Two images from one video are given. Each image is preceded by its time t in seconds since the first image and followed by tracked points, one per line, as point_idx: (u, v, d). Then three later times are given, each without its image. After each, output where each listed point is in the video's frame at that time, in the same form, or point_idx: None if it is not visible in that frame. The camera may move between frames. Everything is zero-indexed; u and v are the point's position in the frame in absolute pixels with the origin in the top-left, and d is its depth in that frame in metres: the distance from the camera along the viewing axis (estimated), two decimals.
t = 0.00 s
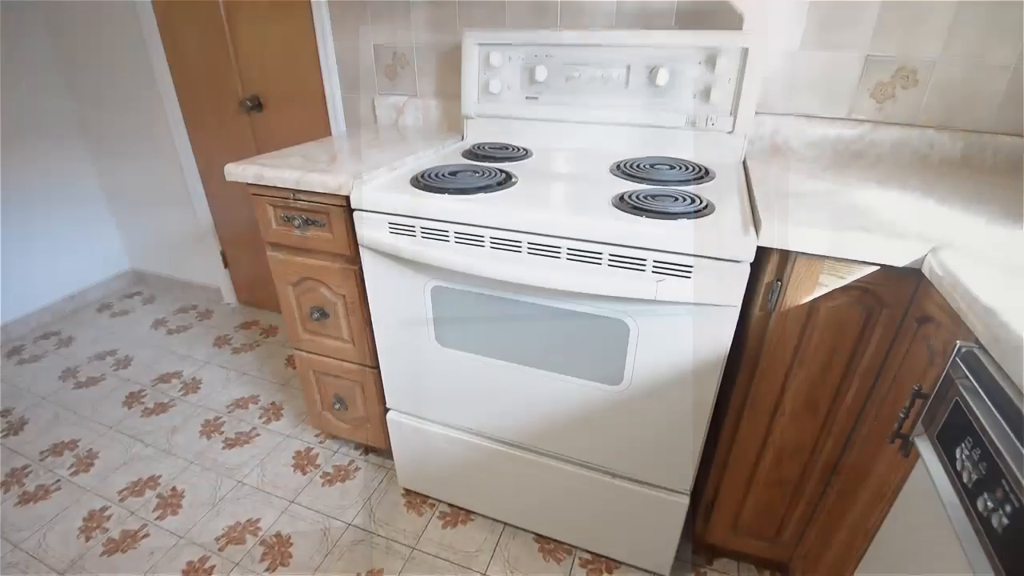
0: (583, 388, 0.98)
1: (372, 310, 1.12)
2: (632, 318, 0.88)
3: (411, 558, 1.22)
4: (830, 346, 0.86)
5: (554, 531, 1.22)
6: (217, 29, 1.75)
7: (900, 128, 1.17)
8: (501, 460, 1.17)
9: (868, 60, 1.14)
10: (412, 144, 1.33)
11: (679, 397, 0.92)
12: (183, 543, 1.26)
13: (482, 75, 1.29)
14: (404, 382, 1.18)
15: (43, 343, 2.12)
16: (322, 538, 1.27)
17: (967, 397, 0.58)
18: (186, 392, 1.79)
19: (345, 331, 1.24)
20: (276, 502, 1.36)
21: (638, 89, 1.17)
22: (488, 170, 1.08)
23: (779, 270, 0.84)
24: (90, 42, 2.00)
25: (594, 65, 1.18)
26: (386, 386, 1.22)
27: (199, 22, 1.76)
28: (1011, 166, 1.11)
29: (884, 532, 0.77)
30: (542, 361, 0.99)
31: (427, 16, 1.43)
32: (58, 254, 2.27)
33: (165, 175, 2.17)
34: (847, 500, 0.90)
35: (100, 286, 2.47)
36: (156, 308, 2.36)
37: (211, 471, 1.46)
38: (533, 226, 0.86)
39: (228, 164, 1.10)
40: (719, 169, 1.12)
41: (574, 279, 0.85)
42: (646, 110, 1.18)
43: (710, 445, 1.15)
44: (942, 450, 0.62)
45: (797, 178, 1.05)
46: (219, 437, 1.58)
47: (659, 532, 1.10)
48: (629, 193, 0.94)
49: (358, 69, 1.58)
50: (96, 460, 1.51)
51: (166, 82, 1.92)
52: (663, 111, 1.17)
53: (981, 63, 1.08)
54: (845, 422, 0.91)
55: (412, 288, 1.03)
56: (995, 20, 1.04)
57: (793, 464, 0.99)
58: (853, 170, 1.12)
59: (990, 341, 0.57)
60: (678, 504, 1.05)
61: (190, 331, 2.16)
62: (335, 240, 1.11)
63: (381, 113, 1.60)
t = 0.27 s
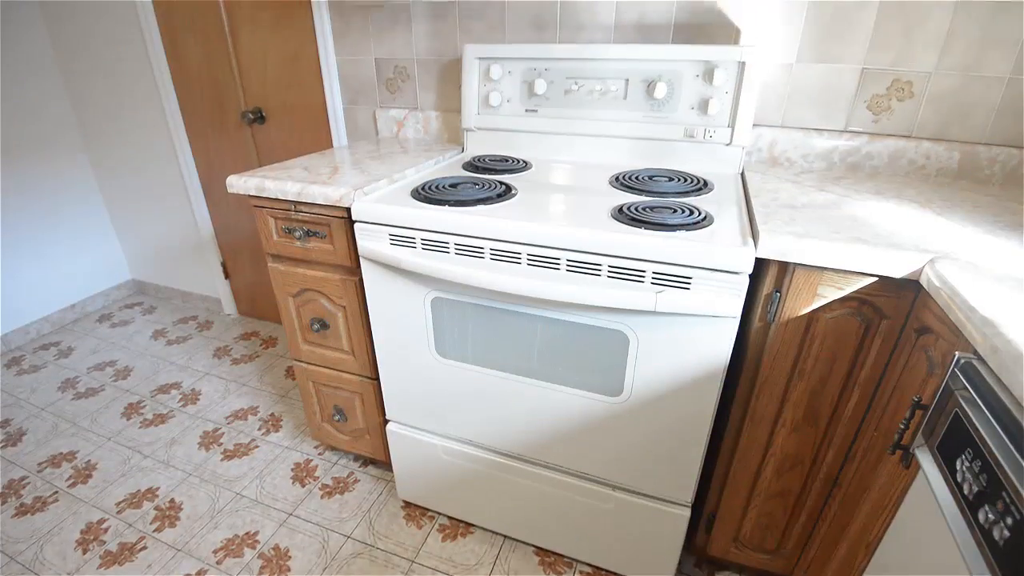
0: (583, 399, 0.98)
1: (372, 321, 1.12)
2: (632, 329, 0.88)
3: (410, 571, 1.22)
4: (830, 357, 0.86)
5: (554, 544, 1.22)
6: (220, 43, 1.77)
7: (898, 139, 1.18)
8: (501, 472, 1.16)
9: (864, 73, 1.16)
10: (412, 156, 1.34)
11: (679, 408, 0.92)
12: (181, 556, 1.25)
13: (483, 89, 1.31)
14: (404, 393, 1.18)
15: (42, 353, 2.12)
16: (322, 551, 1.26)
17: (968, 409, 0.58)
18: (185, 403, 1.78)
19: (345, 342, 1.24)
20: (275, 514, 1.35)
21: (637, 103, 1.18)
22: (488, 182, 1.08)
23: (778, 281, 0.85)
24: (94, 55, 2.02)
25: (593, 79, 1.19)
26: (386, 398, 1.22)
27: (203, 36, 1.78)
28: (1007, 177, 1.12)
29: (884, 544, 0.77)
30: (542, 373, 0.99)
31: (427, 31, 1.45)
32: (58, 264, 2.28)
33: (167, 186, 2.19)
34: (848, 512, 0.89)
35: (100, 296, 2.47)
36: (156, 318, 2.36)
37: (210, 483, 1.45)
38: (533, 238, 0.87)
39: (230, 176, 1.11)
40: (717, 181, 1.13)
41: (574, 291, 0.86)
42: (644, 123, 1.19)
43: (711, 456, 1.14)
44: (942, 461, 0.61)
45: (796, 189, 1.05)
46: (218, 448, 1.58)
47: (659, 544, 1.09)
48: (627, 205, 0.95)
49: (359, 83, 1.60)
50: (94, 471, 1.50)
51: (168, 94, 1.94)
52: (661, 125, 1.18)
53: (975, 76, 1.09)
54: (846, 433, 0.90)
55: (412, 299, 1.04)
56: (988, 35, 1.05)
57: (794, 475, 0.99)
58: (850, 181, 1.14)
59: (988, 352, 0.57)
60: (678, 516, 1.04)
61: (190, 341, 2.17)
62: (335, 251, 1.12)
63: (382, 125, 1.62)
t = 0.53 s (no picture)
0: (583, 410, 0.97)
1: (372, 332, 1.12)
2: (632, 341, 0.88)
3: None
4: (830, 367, 0.86)
5: (554, 556, 1.21)
6: (223, 58, 1.80)
7: (895, 150, 1.19)
8: (500, 484, 1.16)
9: (860, 86, 1.17)
10: (412, 167, 1.35)
11: (678, 419, 0.92)
12: (179, 569, 1.24)
13: (483, 101, 1.32)
14: (404, 405, 1.17)
15: (42, 363, 2.11)
16: (320, 564, 1.25)
17: (967, 420, 0.58)
18: (184, 414, 1.78)
19: (345, 353, 1.24)
20: (274, 526, 1.34)
21: (636, 116, 1.19)
22: (488, 194, 1.09)
23: (777, 292, 0.85)
24: (98, 68, 2.05)
25: (591, 92, 1.20)
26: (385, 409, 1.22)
27: (206, 49, 1.80)
28: (1004, 188, 1.13)
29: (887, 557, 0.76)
30: (542, 384, 0.99)
31: (427, 45, 1.47)
32: (59, 274, 2.29)
33: (169, 197, 2.20)
34: (852, 524, 0.89)
35: (100, 306, 2.47)
36: (156, 329, 2.36)
37: (208, 495, 1.45)
38: (533, 249, 0.87)
39: (232, 188, 1.11)
40: (716, 192, 1.14)
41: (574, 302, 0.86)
42: (642, 135, 1.20)
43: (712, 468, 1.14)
44: (942, 473, 0.61)
45: (794, 201, 1.06)
46: (217, 459, 1.57)
47: (659, 556, 1.08)
48: (626, 217, 0.96)
49: (360, 96, 1.62)
50: (92, 483, 1.50)
51: (171, 106, 1.95)
52: (659, 137, 1.19)
53: (971, 90, 1.10)
54: (847, 443, 0.90)
55: (412, 310, 1.04)
56: (983, 48, 1.07)
57: (795, 486, 0.98)
58: (848, 192, 1.14)
59: (987, 363, 0.57)
60: (676, 527, 1.04)
61: (189, 352, 2.17)
62: (336, 262, 1.12)
63: (383, 137, 1.63)
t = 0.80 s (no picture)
0: (583, 420, 0.97)
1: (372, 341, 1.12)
2: (632, 351, 0.88)
3: None
4: (830, 377, 0.86)
5: (555, 568, 1.20)
6: (225, 69, 1.81)
7: (893, 160, 1.20)
8: (500, 494, 1.15)
9: (857, 96, 1.18)
10: (413, 177, 1.36)
11: (678, 428, 0.92)
12: None
13: (483, 112, 1.33)
14: (403, 414, 1.17)
15: (41, 373, 2.11)
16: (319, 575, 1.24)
17: (967, 430, 0.58)
18: (183, 424, 1.77)
19: (345, 362, 1.23)
20: (272, 537, 1.33)
21: (634, 126, 1.20)
22: (488, 204, 1.10)
23: (777, 301, 0.85)
24: (102, 79, 2.07)
25: (590, 103, 1.22)
26: (385, 419, 1.21)
27: (208, 60, 1.82)
28: (1001, 197, 1.14)
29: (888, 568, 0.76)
30: (542, 394, 0.99)
31: (428, 56, 1.48)
32: (59, 283, 2.29)
33: (170, 207, 2.21)
34: (854, 534, 0.88)
35: (100, 315, 2.47)
36: (156, 338, 2.36)
37: (207, 505, 1.44)
38: (533, 259, 0.87)
39: (233, 198, 1.12)
40: (715, 202, 1.14)
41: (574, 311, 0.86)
42: (641, 145, 1.20)
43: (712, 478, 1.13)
44: (944, 483, 0.61)
45: (792, 210, 1.07)
46: (216, 469, 1.57)
47: (660, 567, 1.08)
48: (626, 227, 0.96)
49: (361, 106, 1.63)
50: (90, 493, 1.49)
51: (174, 117, 1.97)
52: (658, 147, 1.20)
53: (966, 99, 1.11)
54: (848, 453, 0.90)
55: (412, 320, 1.04)
56: (977, 59, 1.08)
57: (796, 496, 0.98)
58: (846, 202, 1.15)
59: (986, 372, 0.57)
60: (675, 537, 1.03)
61: (189, 361, 2.17)
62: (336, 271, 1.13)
63: (384, 147, 1.64)
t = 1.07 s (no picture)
0: (583, 431, 0.97)
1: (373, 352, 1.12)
2: (632, 362, 0.88)
3: None
4: (830, 388, 0.86)
5: None
6: (228, 81, 1.83)
7: (890, 171, 1.21)
8: (500, 506, 1.15)
9: (853, 108, 1.19)
10: (413, 188, 1.37)
11: (678, 440, 0.92)
12: None
13: (483, 124, 1.34)
14: (404, 425, 1.17)
15: (41, 383, 2.10)
16: None
17: (967, 441, 0.58)
18: (182, 435, 1.77)
19: (345, 373, 1.23)
20: (271, 549, 1.33)
21: (632, 138, 1.21)
22: (488, 215, 1.10)
23: (777, 312, 0.85)
24: (105, 91, 2.09)
25: (589, 116, 1.23)
26: (385, 430, 1.21)
27: (211, 73, 1.84)
28: (999, 208, 1.15)
29: None
30: (542, 406, 0.99)
31: (429, 69, 1.50)
32: (60, 293, 2.29)
33: (171, 217, 2.22)
34: (855, 546, 0.88)
35: (100, 326, 2.47)
36: (156, 348, 2.36)
37: (205, 517, 1.43)
38: (533, 270, 0.88)
39: (235, 209, 1.13)
40: (713, 213, 1.15)
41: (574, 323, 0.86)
42: (640, 157, 1.21)
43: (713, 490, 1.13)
44: (944, 494, 0.61)
45: (791, 222, 1.07)
46: (214, 481, 1.56)
47: None
48: (625, 238, 0.97)
49: (362, 118, 1.65)
50: (87, 505, 1.48)
51: (176, 130, 1.99)
52: (657, 159, 1.21)
53: (962, 111, 1.13)
54: (849, 464, 0.90)
55: (412, 330, 1.04)
56: (972, 71, 1.09)
57: (798, 507, 0.97)
58: (844, 213, 1.15)
59: (985, 383, 0.57)
60: (676, 548, 1.02)
61: (189, 371, 2.16)
62: (337, 282, 1.13)
63: (385, 158, 1.65)
